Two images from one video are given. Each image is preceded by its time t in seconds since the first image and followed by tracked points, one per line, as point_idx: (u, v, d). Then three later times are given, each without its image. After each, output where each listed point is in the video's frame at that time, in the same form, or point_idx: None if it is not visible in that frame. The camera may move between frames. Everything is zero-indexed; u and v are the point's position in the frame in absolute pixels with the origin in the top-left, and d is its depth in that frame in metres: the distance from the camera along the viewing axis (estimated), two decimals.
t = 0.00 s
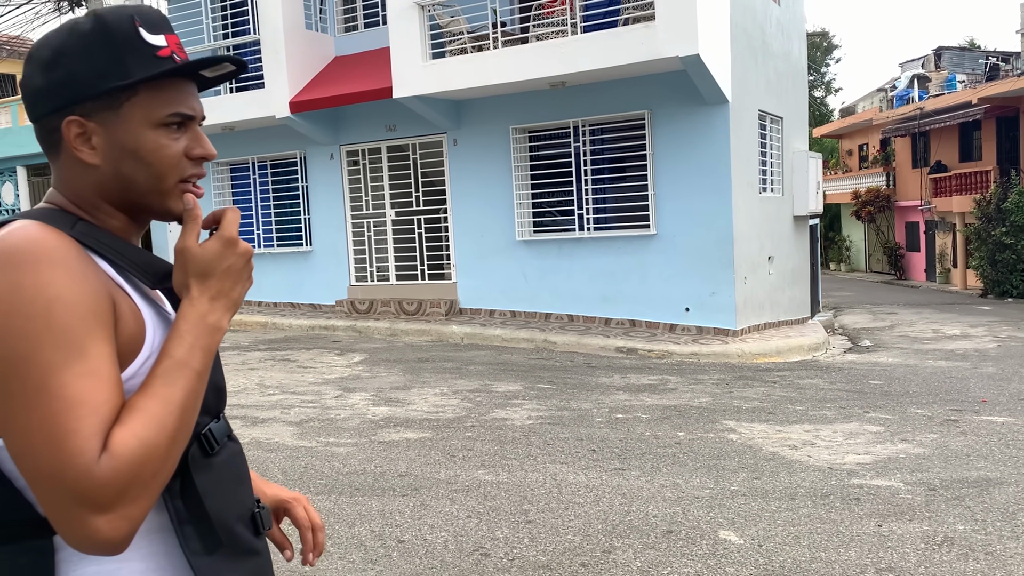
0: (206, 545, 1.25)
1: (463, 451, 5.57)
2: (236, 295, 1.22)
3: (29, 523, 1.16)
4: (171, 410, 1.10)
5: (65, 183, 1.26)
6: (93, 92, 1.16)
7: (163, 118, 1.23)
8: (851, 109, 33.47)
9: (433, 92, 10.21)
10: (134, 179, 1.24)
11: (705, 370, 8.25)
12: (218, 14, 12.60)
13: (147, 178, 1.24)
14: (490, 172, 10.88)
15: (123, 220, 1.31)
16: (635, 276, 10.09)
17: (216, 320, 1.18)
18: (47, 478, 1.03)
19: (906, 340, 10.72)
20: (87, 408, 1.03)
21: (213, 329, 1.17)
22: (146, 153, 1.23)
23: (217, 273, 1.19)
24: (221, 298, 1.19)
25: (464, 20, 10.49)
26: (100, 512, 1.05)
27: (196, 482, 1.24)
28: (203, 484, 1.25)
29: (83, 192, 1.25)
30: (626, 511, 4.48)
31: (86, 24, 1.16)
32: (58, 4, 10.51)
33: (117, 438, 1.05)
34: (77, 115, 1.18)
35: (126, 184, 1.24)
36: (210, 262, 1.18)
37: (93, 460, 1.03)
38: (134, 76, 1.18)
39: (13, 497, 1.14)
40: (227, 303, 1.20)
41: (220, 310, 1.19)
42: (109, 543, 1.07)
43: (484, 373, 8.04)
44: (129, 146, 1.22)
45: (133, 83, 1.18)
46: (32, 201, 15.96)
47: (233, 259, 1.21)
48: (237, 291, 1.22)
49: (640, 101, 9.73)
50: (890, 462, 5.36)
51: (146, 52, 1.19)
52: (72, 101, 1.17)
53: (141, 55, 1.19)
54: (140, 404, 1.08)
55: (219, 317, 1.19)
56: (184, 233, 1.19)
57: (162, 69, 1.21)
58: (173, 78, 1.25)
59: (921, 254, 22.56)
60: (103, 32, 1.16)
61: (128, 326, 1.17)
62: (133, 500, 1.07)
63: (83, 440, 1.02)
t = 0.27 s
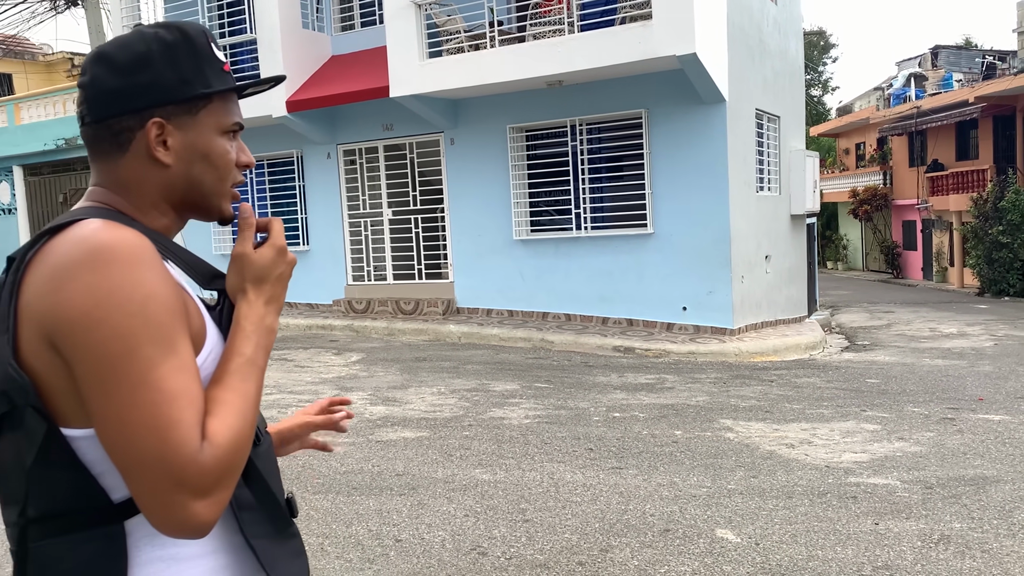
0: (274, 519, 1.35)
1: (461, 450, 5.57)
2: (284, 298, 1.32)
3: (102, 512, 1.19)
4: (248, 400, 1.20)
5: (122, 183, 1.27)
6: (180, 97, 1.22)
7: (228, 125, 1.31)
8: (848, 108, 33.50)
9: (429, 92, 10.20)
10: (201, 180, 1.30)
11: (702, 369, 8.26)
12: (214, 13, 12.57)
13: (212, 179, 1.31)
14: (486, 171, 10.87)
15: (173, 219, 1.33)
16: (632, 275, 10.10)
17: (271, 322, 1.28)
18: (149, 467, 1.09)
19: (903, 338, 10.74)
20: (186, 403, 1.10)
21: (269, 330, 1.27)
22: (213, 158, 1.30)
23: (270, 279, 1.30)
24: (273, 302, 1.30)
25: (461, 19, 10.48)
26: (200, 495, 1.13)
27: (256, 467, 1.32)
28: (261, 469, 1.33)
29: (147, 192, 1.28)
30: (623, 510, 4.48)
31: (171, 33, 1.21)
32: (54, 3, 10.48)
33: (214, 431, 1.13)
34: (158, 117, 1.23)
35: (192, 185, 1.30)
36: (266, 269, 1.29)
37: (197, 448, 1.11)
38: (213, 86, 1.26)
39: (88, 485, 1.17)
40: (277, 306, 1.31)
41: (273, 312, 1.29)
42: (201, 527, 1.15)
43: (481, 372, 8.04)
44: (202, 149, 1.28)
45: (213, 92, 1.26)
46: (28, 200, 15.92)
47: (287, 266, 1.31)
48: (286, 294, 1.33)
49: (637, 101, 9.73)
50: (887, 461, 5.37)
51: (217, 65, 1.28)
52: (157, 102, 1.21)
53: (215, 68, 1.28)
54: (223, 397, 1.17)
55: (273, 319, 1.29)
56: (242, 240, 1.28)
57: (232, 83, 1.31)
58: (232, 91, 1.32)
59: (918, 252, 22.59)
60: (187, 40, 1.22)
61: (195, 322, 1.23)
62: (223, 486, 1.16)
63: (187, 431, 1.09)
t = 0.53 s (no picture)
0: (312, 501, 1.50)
1: (460, 447, 5.57)
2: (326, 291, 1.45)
3: (176, 496, 1.28)
4: (320, 385, 1.33)
5: (169, 181, 1.34)
6: (228, 100, 1.29)
7: (271, 129, 1.36)
8: (847, 105, 33.47)
9: (428, 89, 10.20)
10: (243, 180, 1.36)
11: (701, 366, 8.26)
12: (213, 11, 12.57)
13: (253, 180, 1.37)
14: (485, 168, 10.87)
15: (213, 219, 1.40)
16: (631, 272, 10.11)
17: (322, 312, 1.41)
18: (252, 450, 1.22)
19: (902, 335, 10.76)
20: (281, 391, 1.23)
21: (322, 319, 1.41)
22: (257, 159, 1.36)
23: (318, 273, 1.43)
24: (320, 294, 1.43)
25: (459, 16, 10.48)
26: (293, 473, 1.26)
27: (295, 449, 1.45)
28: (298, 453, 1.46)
29: (191, 191, 1.34)
30: (622, 506, 4.49)
31: (222, 36, 1.27)
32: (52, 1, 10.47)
33: (307, 415, 1.27)
34: (206, 118, 1.29)
35: (234, 186, 1.36)
36: (314, 263, 1.42)
37: (293, 430, 1.24)
38: (260, 91, 1.33)
39: (165, 471, 1.26)
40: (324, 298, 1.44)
41: (321, 304, 1.43)
42: (292, 503, 1.28)
43: (481, 370, 8.04)
44: (247, 150, 1.34)
45: (260, 96, 1.32)
46: (26, 198, 15.89)
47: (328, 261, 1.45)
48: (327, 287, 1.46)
49: (635, 97, 9.72)
50: (885, 457, 5.38)
51: (263, 71, 1.35)
52: (206, 102, 1.28)
53: (262, 74, 1.34)
54: (302, 384, 1.30)
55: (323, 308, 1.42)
56: (290, 238, 1.40)
57: (277, 88, 1.37)
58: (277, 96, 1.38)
59: (917, 249, 22.60)
60: (236, 43, 1.28)
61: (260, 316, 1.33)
62: (311, 466, 1.29)
63: (285, 414, 1.22)
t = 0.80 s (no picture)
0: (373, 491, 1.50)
1: (460, 444, 5.58)
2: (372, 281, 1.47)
3: (261, 494, 1.27)
4: (388, 375, 1.34)
5: (216, 180, 1.34)
6: (268, 99, 1.27)
7: (315, 128, 1.34)
8: (846, 100, 33.43)
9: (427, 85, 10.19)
10: (286, 180, 1.35)
11: (701, 362, 8.26)
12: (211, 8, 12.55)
13: (296, 180, 1.36)
14: (484, 165, 10.86)
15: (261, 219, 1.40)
16: (630, 268, 10.10)
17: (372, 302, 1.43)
18: (340, 442, 1.23)
19: (902, 330, 10.75)
20: (363, 383, 1.25)
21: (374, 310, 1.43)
22: (300, 160, 1.34)
23: (365, 265, 1.44)
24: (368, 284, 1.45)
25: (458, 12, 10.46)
26: (379, 463, 1.27)
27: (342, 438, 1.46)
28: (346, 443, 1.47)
29: (236, 190, 1.34)
30: (622, 502, 4.49)
31: (265, 34, 1.26)
32: None
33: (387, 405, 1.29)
34: (248, 118, 1.29)
35: (277, 186, 1.35)
36: (361, 256, 1.43)
37: (378, 420, 1.26)
38: (304, 91, 1.30)
39: (252, 469, 1.26)
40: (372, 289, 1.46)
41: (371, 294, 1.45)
42: (379, 492, 1.30)
43: (481, 366, 8.04)
44: (289, 151, 1.33)
45: (303, 95, 1.30)
46: (25, 196, 15.88)
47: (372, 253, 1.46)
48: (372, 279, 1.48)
49: (634, 93, 9.72)
50: (886, 452, 5.38)
51: (308, 69, 1.32)
52: (247, 101, 1.27)
53: (307, 73, 1.32)
54: (374, 373, 1.32)
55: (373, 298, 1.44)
56: (336, 234, 1.41)
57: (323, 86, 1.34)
58: (323, 95, 1.35)
59: (917, 244, 22.59)
60: (279, 42, 1.27)
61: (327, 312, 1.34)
62: (393, 456, 1.31)
63: (370, 405, 1.24)
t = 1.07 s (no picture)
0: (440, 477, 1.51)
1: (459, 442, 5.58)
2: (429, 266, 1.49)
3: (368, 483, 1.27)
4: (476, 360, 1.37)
5: (286, 172, 1.32)
6: (341, 85, 1.27)
7: (377, 115, 1.35)
8: (846, 96, 33.38)
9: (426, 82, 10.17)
10: (352, 168, 1.35)
11: (701, 359, 8.26)
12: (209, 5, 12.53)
13: (360, 168, 1.37)
14: (484, 162, 10.84)
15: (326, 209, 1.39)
16: (630, 265, 10.10)
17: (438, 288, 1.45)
18: (457, 427, 1.25)
19: (902, 326, 10.75)
20: (470, 369, 1.27)
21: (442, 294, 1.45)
22: (365, 147, 1.35)
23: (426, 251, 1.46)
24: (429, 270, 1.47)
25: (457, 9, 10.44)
26: (489, 445, 1.30)
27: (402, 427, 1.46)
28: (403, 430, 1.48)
29: (307, 180, 1.33)
30: (622, 500, 4.49)
31: (334, 19, 1.25)
32: None
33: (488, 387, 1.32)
34: (321, 106, 1.28)
35: (343, 174, 1.35)
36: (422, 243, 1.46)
37: (489, 405, 1.29)
38: (371, 77, 1.31)
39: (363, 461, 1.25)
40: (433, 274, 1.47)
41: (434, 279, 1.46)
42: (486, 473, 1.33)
43: (480, 364, 8.05)
44: (356, 138, 1.33)
45: (369, 82, 1.30)
46: (25, 195, 15.87)
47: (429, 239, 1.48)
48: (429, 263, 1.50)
49: (633, 90, 9.70)
50: (886, 449, 5.38)
51: (368, 56, 1.32)
52: (321, 89, 1.26)
53: (369, 59, 1.32)
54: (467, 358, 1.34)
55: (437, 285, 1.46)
56: (399, 223, 1.42)
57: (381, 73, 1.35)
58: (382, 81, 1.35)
59: (917, 240, 22.58)
60: (347, 28, 1.27)
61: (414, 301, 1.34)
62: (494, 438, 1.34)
63: (483, 389, 1.27)
